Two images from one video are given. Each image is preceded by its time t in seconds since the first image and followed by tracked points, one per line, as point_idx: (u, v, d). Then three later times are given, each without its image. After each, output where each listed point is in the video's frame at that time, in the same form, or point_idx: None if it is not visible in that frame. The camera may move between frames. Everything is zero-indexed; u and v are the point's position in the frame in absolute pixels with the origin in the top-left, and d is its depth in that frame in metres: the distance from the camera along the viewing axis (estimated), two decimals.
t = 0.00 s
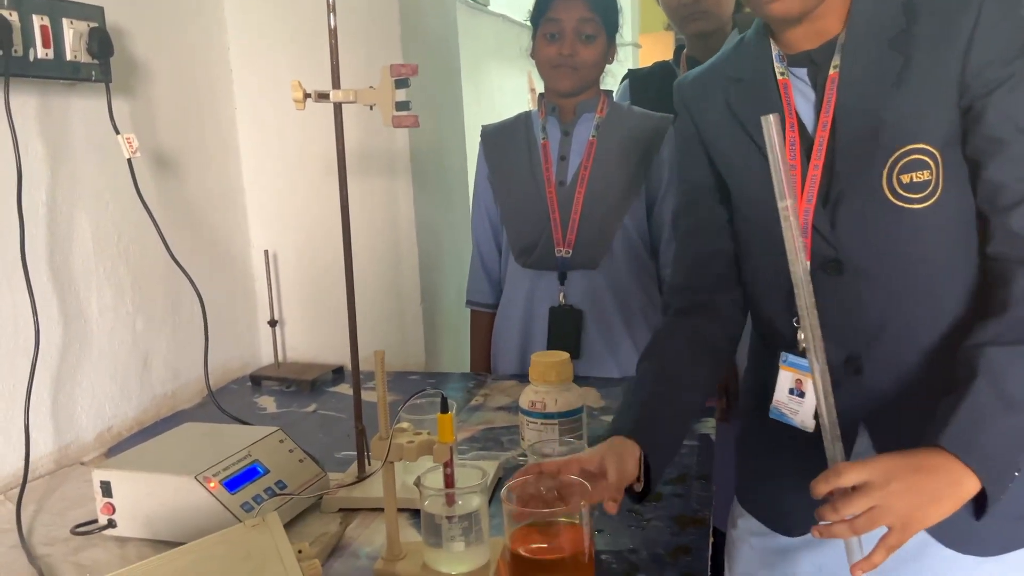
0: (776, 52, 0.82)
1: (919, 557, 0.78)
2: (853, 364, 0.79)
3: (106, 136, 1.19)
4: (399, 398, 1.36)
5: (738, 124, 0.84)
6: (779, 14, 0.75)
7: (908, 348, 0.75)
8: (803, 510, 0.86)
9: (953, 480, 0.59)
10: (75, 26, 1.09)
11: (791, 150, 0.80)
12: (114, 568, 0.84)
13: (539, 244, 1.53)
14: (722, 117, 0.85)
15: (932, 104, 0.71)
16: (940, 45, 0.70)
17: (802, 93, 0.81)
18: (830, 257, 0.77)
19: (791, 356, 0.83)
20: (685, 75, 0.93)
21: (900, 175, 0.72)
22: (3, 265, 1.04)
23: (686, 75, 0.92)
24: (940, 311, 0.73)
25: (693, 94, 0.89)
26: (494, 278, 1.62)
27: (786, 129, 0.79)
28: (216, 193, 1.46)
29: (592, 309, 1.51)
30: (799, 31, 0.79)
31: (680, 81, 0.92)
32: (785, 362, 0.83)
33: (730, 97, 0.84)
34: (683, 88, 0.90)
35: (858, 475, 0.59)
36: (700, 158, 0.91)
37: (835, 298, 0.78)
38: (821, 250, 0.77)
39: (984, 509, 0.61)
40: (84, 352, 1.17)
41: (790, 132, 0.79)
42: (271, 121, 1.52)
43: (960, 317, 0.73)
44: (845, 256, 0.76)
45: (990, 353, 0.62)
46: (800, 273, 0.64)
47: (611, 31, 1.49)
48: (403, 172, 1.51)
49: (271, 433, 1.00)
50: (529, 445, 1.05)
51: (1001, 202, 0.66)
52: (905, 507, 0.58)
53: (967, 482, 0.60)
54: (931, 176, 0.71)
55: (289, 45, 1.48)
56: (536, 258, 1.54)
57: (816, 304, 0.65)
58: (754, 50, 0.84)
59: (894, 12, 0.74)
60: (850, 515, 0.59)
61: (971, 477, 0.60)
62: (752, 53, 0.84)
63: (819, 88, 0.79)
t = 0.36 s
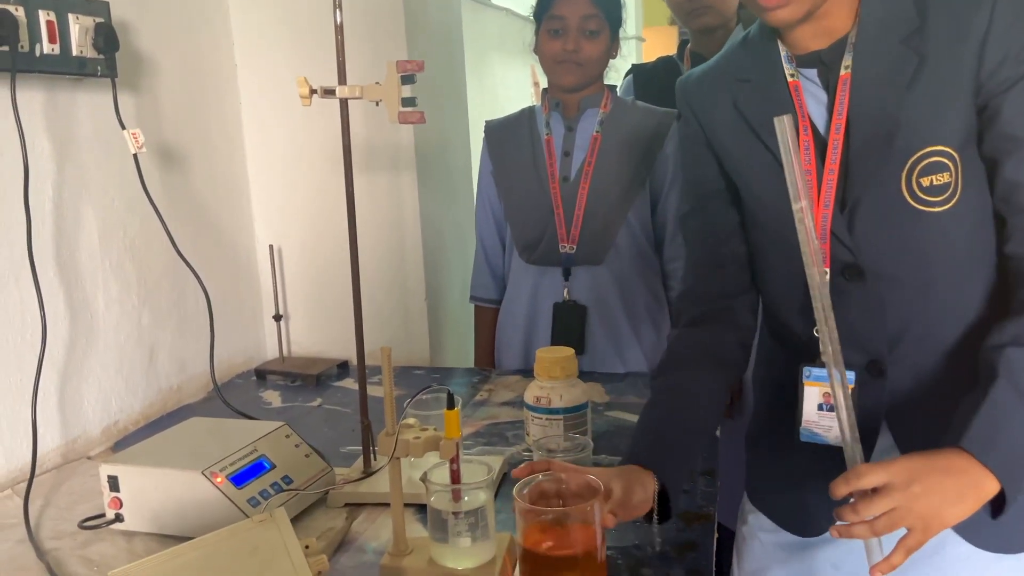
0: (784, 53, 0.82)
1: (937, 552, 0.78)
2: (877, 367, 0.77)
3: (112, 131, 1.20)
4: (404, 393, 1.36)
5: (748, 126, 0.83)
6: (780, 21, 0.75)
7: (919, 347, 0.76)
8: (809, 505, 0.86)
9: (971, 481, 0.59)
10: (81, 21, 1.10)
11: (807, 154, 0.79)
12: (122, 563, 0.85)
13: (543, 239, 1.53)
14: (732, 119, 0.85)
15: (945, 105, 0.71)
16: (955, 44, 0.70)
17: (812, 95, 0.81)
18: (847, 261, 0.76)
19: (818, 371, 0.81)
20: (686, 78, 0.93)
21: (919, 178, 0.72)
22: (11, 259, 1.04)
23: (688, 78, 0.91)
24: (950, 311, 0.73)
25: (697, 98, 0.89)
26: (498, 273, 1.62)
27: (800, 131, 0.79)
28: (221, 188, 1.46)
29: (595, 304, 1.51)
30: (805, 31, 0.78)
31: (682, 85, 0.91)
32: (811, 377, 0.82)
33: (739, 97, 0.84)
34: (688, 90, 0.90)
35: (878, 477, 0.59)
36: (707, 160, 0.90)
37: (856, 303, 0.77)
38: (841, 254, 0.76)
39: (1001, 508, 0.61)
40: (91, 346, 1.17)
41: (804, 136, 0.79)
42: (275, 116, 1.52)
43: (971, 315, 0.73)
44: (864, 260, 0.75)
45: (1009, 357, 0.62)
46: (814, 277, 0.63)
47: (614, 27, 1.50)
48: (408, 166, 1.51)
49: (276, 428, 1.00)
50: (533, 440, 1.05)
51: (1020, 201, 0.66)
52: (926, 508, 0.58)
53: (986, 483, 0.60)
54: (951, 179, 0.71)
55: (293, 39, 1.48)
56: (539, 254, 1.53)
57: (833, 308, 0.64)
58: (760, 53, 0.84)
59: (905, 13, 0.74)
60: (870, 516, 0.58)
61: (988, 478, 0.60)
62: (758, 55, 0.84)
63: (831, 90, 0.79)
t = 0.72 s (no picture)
0: (783, 46, 0.82)
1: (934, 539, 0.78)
2: (875, 361, 0.78)
3: (105, 121, 1.19)
4: (399, 382, 1.37)
5: (747, 119, 0.84)
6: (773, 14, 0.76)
7: (913, 338, 0.76)
8: (803, 494, 0.87)
9: (960, 475, 0.60)
10: (72, 10, 1.09)
11: (805, 148, 0.79)
12: (119, 552, 0.85)
13: (538, 229, 1.53)
14: (732, 111, 0.85)
15: (941, 95, 0.71)
16: (953, 34, 0.70)
17: (812, 88, 0.81)
18: (848, 259, 0.77)
19: (807, 363, 0.85)
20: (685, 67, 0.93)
21: (918, 173, 0.72)
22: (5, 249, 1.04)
23: (688, 66, 0.92)
24: (943, 301, 0.74)
25: (696, 89, 0.89)
26: (495, 263, 1.62)
27: (798, 125, 0.79)
28: (215, 177, 1.46)
29: (590, 294, 1.51)
30: (803, 25, 0.78)
31: (682, 74, 0.91)
32: (800, 369, 0.85)
33: (739, 90, 0.84)
34: (687, 80, 0.90)
35: (870, 469, 0.59)
36: (706, 152, 0.90)
37: (855, 299, 0.77)
38: (844, 251, 0.77)
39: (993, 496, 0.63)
40: (86, 336, 1.17)
41: (803, 129, 0.79)
42: (270, 105, 1.51)
43: (966, 308, 0.73)
44: (864, 258, 0.76)
45: (1002, 348, 0.62)
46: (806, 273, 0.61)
47: (609, 15, 1.49)
48: (403, 155, 1.51)
49: (272, 417, 1.00)
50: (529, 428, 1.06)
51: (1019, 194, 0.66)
52: (913, 501, 0.59)
53: (974, 478, 0.61)
54: (950, 173, 0.71)
55: (288, 27, 1.48)
56: (535, 244, 1.53)
57: (826, 302, 0.62)
58: (759, 45, 0.84)
59: (904, 2, 0.74)
60: (858, 507, 0.59)
61: (974, 469, 0.61)
62: (757, 48, 0.84)
63: (830, 83, 0.79)
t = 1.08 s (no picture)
0: (782, 45, 0.81)
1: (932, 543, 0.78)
2: (871, 366, 0.78)
3: (99, 119, 1.18)
4: (397, 379, 1.36)
5: (743, 119, 0.83)
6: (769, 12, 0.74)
7: (914, 339, 0.76)
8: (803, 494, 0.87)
9: (950, 483, 0.60)
10: (65, 7, 1.08)
11: (800, 153, 0.78)
12: (117, 555, 0.85)
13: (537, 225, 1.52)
14: (729, 112, 0.84)
15: (944, 96, 0.70)
16: (957, 33, 0.69)
17: (809, 90, 0.80)
18: (844, 262, 0.76)
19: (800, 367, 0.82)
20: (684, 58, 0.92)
21: (915, 178, 0.72)
22: None
23: (687, 59, 0.91)
24: (945, 304, 0.73)
25: (695, 84, 0.88)
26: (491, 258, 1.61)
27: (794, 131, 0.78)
28: (211, 174, 1.45)
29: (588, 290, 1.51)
30: (802, 24, 0.77)
31: (681, 67, 0.90)
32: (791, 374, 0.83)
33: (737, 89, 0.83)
34: (685, 76, 0.89)
35: (851, 476, 0.60)
36: (703, 147, 0.89)
37: (851, 300, 0.77)
38: (838, 254, 0.76)
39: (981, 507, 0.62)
40: (81, 336, 1.17)
41: (799, 134, 0.78)
42: (266, 100, 1.50)
43: (965, 311, 0.73)
44: (860, 261, 0.75)
45: (1001, 351, 0.61)
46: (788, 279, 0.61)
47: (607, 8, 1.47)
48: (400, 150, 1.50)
49: (269, 418, 1.00)
50: (528, 427, 1.05)
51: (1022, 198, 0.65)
52: (896, 509, 0.59)
53: (964, 487, 0.60)
54: (948, 180, 0.70)
55: (283, 21, 1.46)
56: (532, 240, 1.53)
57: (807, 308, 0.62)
58: (757, 45, 0.83)
59: (908, 2, 0.73)
60: (838, 513, 0.60)
61: (964, 479, 0.60)
62: (756, 47, 0.83)
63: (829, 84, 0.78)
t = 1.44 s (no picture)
0: (773, 56, 0.82)
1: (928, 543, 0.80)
2: (862, 375, 0.80)
3: (95, 123, 1.18)
4: (395, 379, 1.36)
5: (734, 129, 0.84)
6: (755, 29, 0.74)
7: (907, 345, 0.76)
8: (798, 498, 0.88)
9: (928, 512, 0.62)
10: (60, 12, 1.08)
11: (790, 164, 0.79)
12: (117, 561, 0.85)
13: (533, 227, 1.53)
14: (722, 122, 0.85)
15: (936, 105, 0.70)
16: (944, 44, 0.70)
17: (799, 100, 0.82)
18: (832, 274, 0.78)
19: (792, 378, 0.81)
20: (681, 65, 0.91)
21: (901, 191, 0.72)
22: None
23: (682, 67, 0.91)
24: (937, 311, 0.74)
25: (688, 93, 0.88)
26: (487, 259, 1.61)
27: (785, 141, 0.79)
28: (207, 175, 1.45)
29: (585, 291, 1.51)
30: (791, 36, 0.77)
31: (676, 75, 0.91)
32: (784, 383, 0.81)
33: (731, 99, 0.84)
34: (679, 85, 0.89)
35: (826, 509, 0.62)
36: (695, 154, 0.90)
37: (841, 310, 0.79)
38: (826, 266, 0.78)
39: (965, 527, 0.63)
40: (79, 340, 1.17)
41: (788, 145, 0.79)
42: (262, 101, 1.50)
43: (955, 318, 0.74)
44: (849, 274, 0.77)
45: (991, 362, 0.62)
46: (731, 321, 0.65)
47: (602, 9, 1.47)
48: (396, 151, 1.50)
49: (267, 423, 1.00)
50: (526, 430, 1.06)
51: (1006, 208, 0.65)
52: (871, 543, 0.61)
53: (941, 518, 0.62)
54: (936, 192, 0.71)
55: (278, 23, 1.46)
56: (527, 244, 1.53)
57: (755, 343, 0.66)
58: (748, 56, 0.84)
59: (896, 14, 0.74)
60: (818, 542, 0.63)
61: (940, 504, 0.62)
62: (750, 58, 0.84)
63: (817, 94, 0.80)
